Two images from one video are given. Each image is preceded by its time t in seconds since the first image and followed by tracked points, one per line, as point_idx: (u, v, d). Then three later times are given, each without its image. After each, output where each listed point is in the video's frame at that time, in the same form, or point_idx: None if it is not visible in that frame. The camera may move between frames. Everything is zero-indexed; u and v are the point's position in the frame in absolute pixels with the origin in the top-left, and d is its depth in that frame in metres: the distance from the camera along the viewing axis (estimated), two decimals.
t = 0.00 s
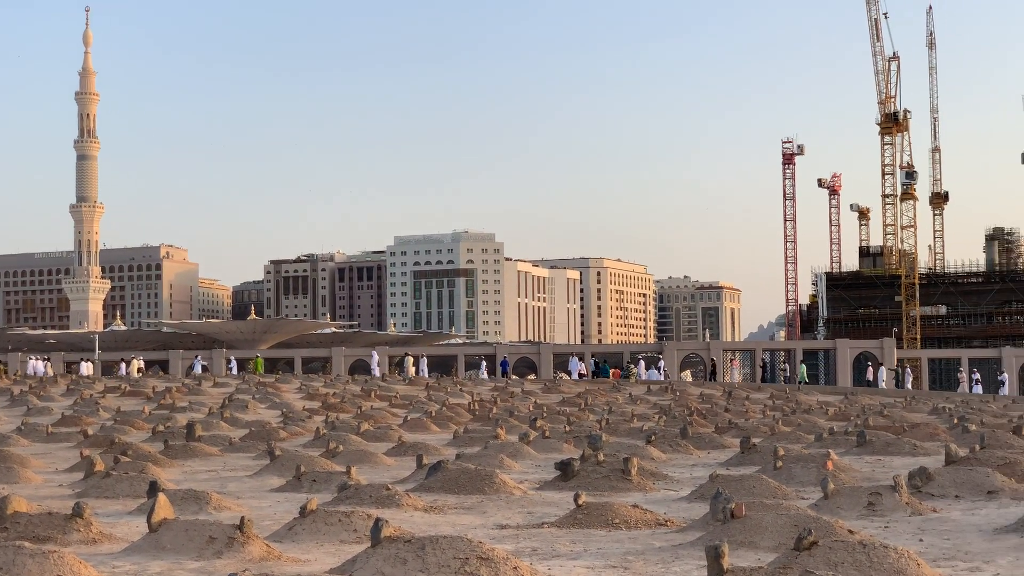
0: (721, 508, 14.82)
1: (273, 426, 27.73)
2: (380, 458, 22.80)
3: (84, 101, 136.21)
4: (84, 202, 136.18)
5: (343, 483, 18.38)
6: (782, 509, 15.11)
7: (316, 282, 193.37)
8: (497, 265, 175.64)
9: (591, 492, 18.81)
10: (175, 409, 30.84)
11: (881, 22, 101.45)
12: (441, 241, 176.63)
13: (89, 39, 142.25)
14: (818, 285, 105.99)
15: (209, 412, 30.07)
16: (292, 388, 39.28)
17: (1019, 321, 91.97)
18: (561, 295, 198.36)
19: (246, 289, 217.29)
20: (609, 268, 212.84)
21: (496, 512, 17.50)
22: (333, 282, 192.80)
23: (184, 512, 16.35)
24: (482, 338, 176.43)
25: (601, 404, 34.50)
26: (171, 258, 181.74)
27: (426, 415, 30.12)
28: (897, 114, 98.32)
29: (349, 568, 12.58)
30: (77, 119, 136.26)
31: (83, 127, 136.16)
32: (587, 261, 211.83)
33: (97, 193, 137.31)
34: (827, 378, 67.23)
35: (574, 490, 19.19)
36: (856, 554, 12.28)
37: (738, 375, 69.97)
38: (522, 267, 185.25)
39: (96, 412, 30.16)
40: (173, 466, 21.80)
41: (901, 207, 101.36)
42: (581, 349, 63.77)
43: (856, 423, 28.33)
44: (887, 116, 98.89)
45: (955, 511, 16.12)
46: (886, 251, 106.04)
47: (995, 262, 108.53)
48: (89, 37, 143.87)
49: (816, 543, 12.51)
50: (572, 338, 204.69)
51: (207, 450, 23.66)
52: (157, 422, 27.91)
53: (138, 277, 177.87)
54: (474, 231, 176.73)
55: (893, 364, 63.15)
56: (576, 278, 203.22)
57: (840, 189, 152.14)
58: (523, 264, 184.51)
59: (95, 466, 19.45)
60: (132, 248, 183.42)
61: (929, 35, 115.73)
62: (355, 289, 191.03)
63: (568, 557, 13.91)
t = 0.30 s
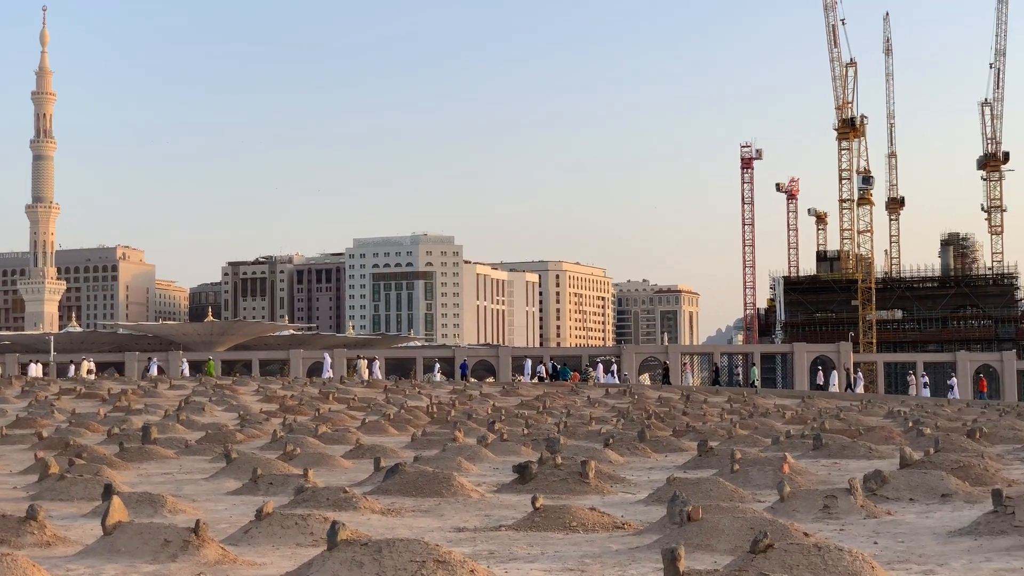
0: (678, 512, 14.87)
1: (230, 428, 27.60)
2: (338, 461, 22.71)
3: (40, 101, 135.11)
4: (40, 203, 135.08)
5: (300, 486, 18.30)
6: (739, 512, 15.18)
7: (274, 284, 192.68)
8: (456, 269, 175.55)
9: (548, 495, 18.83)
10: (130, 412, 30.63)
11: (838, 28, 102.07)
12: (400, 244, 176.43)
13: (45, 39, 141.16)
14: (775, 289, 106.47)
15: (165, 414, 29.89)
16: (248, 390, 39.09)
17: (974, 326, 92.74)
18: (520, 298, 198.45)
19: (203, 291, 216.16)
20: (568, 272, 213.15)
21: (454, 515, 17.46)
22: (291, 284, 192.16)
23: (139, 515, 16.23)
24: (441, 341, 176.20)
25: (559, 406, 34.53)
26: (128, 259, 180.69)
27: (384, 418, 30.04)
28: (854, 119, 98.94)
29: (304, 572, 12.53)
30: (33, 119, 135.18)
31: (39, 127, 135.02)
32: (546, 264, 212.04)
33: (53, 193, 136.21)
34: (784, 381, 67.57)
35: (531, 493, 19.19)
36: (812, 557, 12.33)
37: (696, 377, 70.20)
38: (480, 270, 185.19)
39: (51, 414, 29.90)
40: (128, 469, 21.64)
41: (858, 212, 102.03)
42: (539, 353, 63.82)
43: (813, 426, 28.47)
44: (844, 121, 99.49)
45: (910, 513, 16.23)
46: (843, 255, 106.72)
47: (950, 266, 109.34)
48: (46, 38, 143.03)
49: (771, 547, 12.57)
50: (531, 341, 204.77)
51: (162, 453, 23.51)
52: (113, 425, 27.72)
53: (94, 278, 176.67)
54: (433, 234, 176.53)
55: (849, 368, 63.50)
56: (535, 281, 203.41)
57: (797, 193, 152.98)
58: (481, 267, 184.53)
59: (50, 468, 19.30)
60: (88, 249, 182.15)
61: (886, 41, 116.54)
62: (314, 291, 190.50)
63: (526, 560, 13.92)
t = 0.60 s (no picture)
0: (632, 516, 14.90)
1: (184, 433, 27.43)
2: (292, 465, 22.62)
3: None
4: None
5: (255, 491, 18.20)
6: (693, 517, 15.24)
7: (230, 288, 191.78)
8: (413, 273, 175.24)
9: (504, 500, 18.83)
10: (83, 416, 30.39)
11: (794, 36, 102.72)
12: (357, 248, 176.13)
13: None
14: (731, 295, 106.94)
15: (118, 418, 29.67)
16: (203, 395, 38.85)
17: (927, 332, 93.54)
18: (477, 303, 198.37)
19: (158, 294, 214.79)
20: (525, 276, 213.39)
21: (410, 520, 17.43)
22: (247, 288, 191.35)
23: (91, 520, 16.10)
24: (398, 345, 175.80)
25: (515, 412, 34.53)
26: (82, 262, 179.44)
27: (339, 423, 29.95)
28: (810, 126, 99.58)
29: None
30: None
31: None
32: (503, 269, 212.14)
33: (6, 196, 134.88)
34: (739, 387, 67.89)
35: (487, 498, 19.18)
36: (764, 561, 12.40)
37: (652, 383, 70.39)
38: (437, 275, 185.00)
39: (2, 418, 29.61)
40: (79, 474, 21.48)
41: (814, 218, 102.71)
42: (496, 358, 63.80)
43: (768, 432, 28.62)
44: (800, 129, 100.11)
45: (862, 519, 16.35)
46: (798, 262, 107.35)
47: (905, 273, 110.20)
48: None
49: (725, 552, 12.60)
50: (488, 345, 204.72)
51: (116, 457, 23.34)
52: (66, 429, 27.48)
53: (47, 281, 175.25)
54: (390, 238, 176.21)
55: (804, 373, 63.91)
56: (492, 286, 203.46)
57: (753, 200, 153.82)
58: (438, 272, 184.43)
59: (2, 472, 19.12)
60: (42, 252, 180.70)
61: (841, 49, 117.44)
62: (270, 295, 189.85)
63: (481, 565, 13.89)
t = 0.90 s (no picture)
0: (586, 522, 14.91)
1: (135, 438, 27.20)
2: (245, 471, 22.49)
3: None
4: None
5: (206, 496, 18.10)
6: (646, 523, 15.25)
7: (183, 292, 190.71)
8: (368, 278, 174.84)
9: (458, 506, 18.79)
10: (33, 420, 30.09)
11: (749, 43, 103.28)
12: (312, 253, 175.60)
13: None
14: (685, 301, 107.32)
15: (69, 423, 29.44)
16: (156, 400, 38.52)
17: (879, 339, 94.30)
18: (432, 308, 198.12)
19: (110, 298, 213.22)
20: (480, 282, 213.41)
21: (363, 526, 17.37)
22: (200, 292, 190.29)
23: (40, 525, 15.93)
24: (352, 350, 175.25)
25: (470, 417, 34.46)
26: (33, 265, 178.05)
27: (293, 428, 29.82)
28: (764, 134, 100.12)
29: None
30: None
31: None
32: (458, 274, 212.05)
33: None
34: (693, 392, 68.17)
35: (441, 503, 19.14)
36: (715, 567, 12.45)
37: (607, 388, 70.53)
38: (393, 280, 184.64)
39: None
40: (29, 479, 21.27)
41: (768, 225, 103.29)
42: (450, 363, 63.75)
43: (721, 437, 28.76)
44: (755, 136, 100.65)
45: (814, 523, 16.45)
46: (753, 269, 107.83)
47: (857, 280, 111.00)
48: None
49: (678, 557, 12.63)
50: (443, 350, 204.42)
51: (66, 462, 23.14)
52: (15, 434, 27.23)
53: None
54: (345, 243, 175.83)
55: (757, 380, 64.23)
56: (447, 291, 203.30)
57: (708, 206, 154.44)
58: (393, 277, 184.16)
59: None
60: None
61: (795, 57, 118.23)
62: (224, 299, 188.90)
63: (433, 571, 13.86)
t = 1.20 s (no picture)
0: (536, 527, 14.91)
1: (83, 443, 26.95)
2: (194, 476, 22.33)
3: None
4: None
5: (155, 502, 17.94)
6: (596, 528, 15.26)
7: (133, 295, 189.21)
8: (320, 282, 174.09)
9: (408, 511, 18.74)
10: None
11: (701, 50, 103.79)
12: (263, 257, 174.58)
13: None
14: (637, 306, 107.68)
15: (16, 427, 29.12)
16: (104, 404, 38.19)
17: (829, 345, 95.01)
18: (384, 313, 197.63)
19: (58, 301, 211.31)
20: (433, 287, 213.22)
21: (313, 531, 17.28)
22: (150, 296, 188.79)
23: None
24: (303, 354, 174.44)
25: (421, 422, 34.37)
26: None
27: (243, 433, 29.63)
28: (716, 140, 100.64)
29: None
30: None
31: None
32: (411, 279, 211.77)
33: None
34: (644, 397, 68.39)
35: (391, 509, 19.08)
36: (666, 573, 12.48)
37: (558, 394, 70.55)
38: (345, 285, 184.07)
39: None
40: None
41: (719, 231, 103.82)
42: (402, 368, 63.63)
43: (672, 443, 28.87)
44: (707, 142, 101.17)
45: (763, 528, 16.52)
46: (705, 274, 108.32)
47: (807, 286, 111.69)
48: None
49: (628, 562, 12.66)
50: (395, 355, 203.95)
51: (13, 467, 22.88)
52: None
53: None
54: (297, 247, 174.97)
55: (707, 386, 64.58)
56: (399, 295, 202.89)
57: (660, 212, 155.04)
58: (345, 281, 183.61)
59: None
60: None
61: (747, 65, 118.99)
62: (174, 303, 187.47)
63: None
